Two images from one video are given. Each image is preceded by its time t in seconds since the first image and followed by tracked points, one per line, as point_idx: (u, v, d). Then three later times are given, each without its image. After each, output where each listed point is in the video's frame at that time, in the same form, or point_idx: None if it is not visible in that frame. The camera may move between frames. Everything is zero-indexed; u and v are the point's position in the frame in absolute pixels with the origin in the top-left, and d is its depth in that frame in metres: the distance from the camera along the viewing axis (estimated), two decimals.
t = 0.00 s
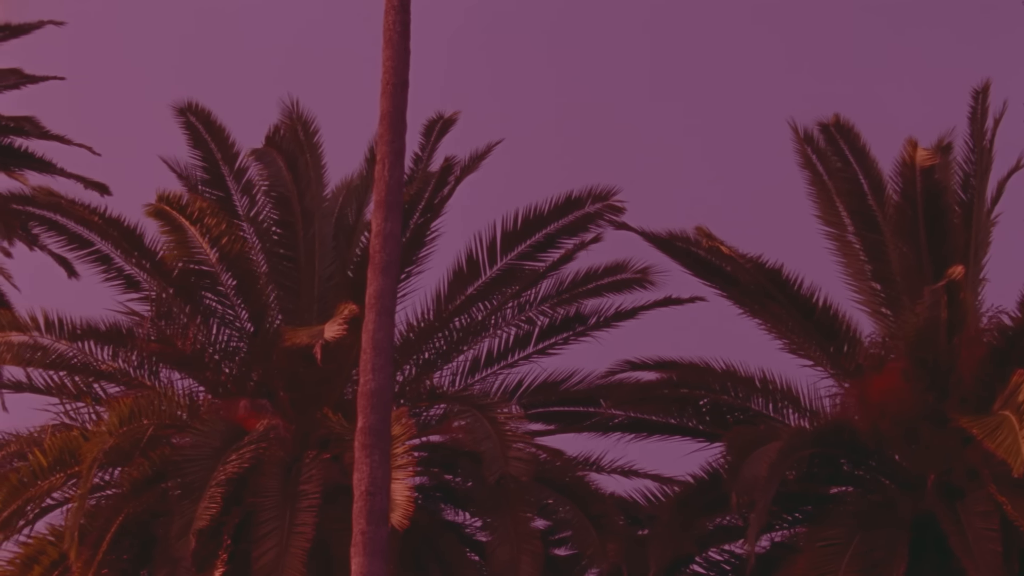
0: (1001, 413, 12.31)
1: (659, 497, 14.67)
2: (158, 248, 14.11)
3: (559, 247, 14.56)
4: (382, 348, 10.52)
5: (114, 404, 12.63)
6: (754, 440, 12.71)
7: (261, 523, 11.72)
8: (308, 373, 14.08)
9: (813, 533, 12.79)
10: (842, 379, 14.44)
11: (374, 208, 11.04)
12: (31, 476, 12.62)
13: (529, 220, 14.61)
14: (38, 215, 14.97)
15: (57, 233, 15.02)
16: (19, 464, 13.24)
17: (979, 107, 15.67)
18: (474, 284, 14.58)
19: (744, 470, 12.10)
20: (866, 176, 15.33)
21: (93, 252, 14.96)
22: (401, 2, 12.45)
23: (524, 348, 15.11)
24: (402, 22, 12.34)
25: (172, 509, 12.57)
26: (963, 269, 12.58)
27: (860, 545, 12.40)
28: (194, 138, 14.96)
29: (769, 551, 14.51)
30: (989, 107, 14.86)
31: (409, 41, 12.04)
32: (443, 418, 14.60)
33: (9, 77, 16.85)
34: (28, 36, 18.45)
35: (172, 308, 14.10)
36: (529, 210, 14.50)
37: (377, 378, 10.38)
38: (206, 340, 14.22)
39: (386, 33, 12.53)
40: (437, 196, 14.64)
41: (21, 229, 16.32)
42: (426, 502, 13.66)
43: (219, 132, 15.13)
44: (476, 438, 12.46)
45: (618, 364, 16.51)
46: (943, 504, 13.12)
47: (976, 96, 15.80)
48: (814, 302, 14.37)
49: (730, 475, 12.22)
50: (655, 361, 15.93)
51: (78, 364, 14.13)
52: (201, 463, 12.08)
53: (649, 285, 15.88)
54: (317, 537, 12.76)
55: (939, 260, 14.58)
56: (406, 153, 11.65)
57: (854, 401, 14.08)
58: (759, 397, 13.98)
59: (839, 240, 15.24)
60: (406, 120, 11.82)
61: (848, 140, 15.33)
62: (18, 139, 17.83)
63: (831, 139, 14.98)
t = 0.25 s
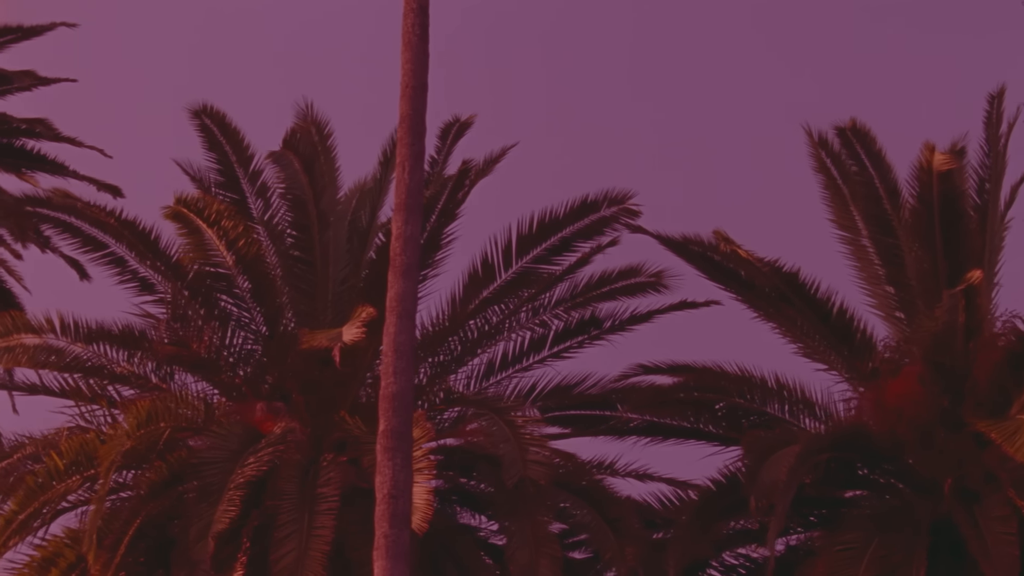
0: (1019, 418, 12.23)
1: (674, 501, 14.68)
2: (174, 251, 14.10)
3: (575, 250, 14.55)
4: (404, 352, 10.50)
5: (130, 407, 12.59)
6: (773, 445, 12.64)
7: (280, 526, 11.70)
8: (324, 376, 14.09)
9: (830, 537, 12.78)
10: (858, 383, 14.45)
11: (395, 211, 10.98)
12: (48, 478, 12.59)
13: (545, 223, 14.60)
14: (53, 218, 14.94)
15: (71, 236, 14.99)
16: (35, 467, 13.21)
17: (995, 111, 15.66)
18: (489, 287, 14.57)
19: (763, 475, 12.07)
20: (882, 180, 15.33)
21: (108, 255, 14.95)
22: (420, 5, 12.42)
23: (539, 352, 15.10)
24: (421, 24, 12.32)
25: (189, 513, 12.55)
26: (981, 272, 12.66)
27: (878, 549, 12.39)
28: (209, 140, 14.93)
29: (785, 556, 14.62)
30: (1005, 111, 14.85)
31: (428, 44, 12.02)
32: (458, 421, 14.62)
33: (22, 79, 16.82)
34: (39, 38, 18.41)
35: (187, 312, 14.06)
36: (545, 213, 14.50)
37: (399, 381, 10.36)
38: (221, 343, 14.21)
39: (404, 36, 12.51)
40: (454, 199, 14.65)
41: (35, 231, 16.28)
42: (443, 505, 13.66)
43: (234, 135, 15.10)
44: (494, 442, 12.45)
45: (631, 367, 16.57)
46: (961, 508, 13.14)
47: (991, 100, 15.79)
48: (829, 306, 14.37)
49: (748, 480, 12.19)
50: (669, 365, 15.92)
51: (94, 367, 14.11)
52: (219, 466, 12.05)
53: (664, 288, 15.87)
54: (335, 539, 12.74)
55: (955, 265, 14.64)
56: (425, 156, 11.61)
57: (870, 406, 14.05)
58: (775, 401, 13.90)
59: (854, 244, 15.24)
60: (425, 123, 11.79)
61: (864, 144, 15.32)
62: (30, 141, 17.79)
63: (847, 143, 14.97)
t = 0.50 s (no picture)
0: None
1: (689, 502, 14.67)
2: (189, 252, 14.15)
3: (591, 252, 14.55)
4: (426, 353, 10.48)
5: (148, 408, 12.60)
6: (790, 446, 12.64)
7: (299, 527, 11.70)
8: (340, 378, 13.96)
9: (848, 540, 12.79)
10: (873, 385, 14.46)
11: (416, 212, 10.97)
12: (65, 478, 12.56)
13: (561, 225, 14.61)
14: (67, 217, 14.90)
15: (87, 236, 14.97)
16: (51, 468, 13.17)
17: (1010, 114, 15.69)
18: (505, 288, 14.57)
19: (781, 477, 12.05)
20: (898, 182, 15.33)
21: (123, 255, 14.92)
22: (439, 5, 12.40)
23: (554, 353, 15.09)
24: (440, 25, 12.30)
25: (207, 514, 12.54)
26: (1001, 275, 12.62)
27: (896, 551, 12.39)
28: (225, 141, 14.91)
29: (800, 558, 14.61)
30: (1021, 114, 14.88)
31: (448, 45, 12.00)
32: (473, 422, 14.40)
33: (36, 79, 16.80)
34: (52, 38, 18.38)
35: (203, 313, 14.14)
36: (561, 214, 14.50)
37: (422, 383, 10.34)
38: (237, 344, 14.22)
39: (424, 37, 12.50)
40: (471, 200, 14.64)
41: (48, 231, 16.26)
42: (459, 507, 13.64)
43: (249, 135, 15.08)
44: (512, 443, 12.44)
45: (643, 369, 16.54)
46: (978, 510, 13.12)
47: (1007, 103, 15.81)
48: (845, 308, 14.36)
49: (766, 482, 12.19)
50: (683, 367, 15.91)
51: (109, 367, 14.07)
52: (238, 467, 12.05)
53: (678, 290, 15.87)
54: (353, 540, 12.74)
55: (971, 267, 14.66)
56: (445, 157, 11.60)
57: (885, 408, 13.97)
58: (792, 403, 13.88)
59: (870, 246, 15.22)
60: (446, 124, 11.78)
61: (880, 146, 15.34)
62: (43, 141, 17.78)
63: (863, 146, 14.99)
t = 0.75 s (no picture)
0: None
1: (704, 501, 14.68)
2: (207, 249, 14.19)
3: (608, 250, 14.53)
4: (449, 351, 10.47)
5: (166, 406, 12.59)
6: (809, 446, 12.64)
7: (318, 525, 11.70)
8: (357, 376, 13.97)
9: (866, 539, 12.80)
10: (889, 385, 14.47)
11: (438, 210, 10.97)
12: (83, 476, 12.50)
13: (578, 224, 14.60)
14: (83, 215, 14.89)
15: (102, 233, 14.96)
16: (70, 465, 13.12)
17: None
18: (522, 287, 14.56)
19: (801, 476, 12.05)
20: (915, 183, 15.33)
21: (139, 253, 14.91)
22: (459, 3, 12.38)
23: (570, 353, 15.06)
24: (460, 24, 12.28)
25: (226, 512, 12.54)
26: (1021, 276, 12.54)
27: (915, 551, 12.39)
28: (241, 139, 14.89)
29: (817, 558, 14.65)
30: None
31: (468, 44, 11.98)
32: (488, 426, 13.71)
33: (51, 77, 16.78)
34: (65, 35, 18.35)
35: (219, 311, 14.20)
36: (578, 213, 14.50)
37: (445, 381, 10.34)
38: (253, 343, 14.27)
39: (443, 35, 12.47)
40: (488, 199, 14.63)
41: (62, 228, 16.25)
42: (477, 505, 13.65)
43: (265, 133, 15.05)
44: (531, 442, 12.44)
45: (658, 368, 16.57)
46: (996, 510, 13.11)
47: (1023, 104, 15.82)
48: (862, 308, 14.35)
49: (786, 481, 12.20)
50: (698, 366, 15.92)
51: (127, 365, 14.03)
52: (257, 465, 12.05)
53: (693, 290, 15.86)
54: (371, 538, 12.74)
55: (988, 268, 14.69)
56: (466, 155, 11.58)
57: (903, 408, 13.97)
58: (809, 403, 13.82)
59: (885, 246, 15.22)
60: (466, 122, 11.76)
61: (897, 146, 15.34)
62: (57, 139, 17.75)
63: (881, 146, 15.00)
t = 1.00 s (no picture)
0: None
1: (725, 500, 14.67)
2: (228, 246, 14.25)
3: (630, 248, 14.53)
4: (478, 348, 10.46)
5: (190, 403, 12.56)
6: (833, 444, 12.63)
7: (343, 523, 11.68)
8: (379, 374, 13.96)
9: (889, 538, 12.79)
10: (910, 383, 14.53)
11: (466, 208, 10.96)
12: (105, 474, 12.41)
13: (600, 222, 14.60)
14: (104, 211, 14.87)
15: (123, 230, 14.94)
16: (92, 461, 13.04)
17: None
18: (543, 284, 14.56)
19: (826, 475, 12.03)
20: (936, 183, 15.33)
21: (160, 249, 14.89)
22: (485, 1, 12.36)
23: (591, 350, 15.06)
24: (486, 21, 12.26)
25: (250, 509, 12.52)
26: None
27: (940, 550, 12.38)
28: (262, 135, 14.88)
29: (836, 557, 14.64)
30: None
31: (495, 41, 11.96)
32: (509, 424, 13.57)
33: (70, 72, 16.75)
34: (83, 31, 18.32)
35: (241, 308, 14.21)
36: (600, 211, 14.49)
37: (474, 379, 10.31)
38: (275, 339, 14.25)
39: (469, 32, 12.46)
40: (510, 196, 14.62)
41: (81, 224, 16.23)
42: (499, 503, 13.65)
43: (286, 130, 15.04)
44: (555, 440, 12.43)
45: (677, 366, 16.59)
46: (1020, 509, 13.09)
47: None
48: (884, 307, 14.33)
49: (811, 479, 12.20)
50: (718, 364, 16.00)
51: (148, 362, 14.02)
52: (281, 462, 12.04)
53: (713, 288, 15.85)
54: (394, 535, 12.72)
55: (1010, 268, 14.71)
56: (493, 153, 11.57)
57: (924, 408, 13.93)
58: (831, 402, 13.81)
59: (906, 245, 15.21)
60: (493, 120, 11.74)
61: (919, 146, 15.33)
62: (75, 135, 17.72)
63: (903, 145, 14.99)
